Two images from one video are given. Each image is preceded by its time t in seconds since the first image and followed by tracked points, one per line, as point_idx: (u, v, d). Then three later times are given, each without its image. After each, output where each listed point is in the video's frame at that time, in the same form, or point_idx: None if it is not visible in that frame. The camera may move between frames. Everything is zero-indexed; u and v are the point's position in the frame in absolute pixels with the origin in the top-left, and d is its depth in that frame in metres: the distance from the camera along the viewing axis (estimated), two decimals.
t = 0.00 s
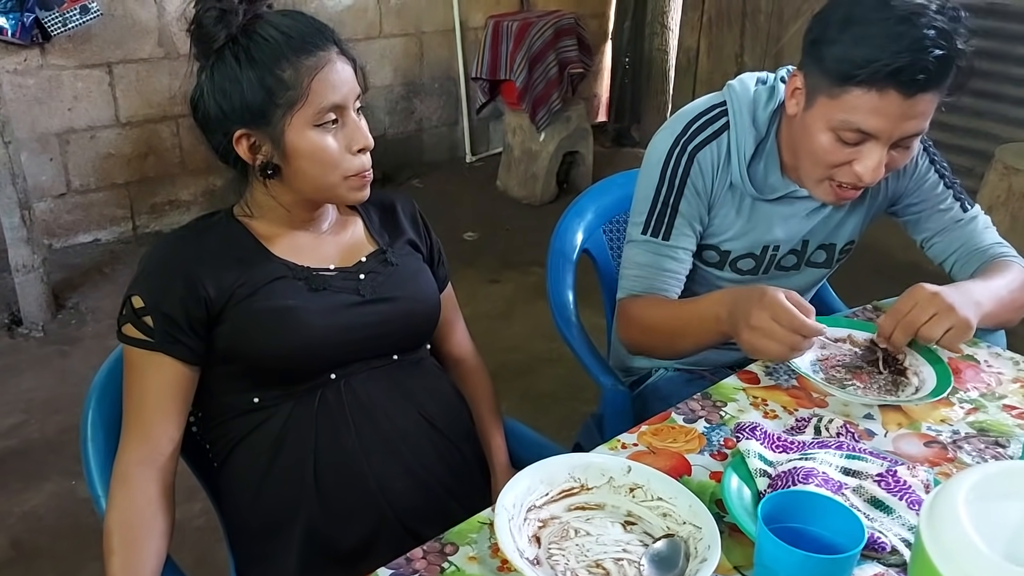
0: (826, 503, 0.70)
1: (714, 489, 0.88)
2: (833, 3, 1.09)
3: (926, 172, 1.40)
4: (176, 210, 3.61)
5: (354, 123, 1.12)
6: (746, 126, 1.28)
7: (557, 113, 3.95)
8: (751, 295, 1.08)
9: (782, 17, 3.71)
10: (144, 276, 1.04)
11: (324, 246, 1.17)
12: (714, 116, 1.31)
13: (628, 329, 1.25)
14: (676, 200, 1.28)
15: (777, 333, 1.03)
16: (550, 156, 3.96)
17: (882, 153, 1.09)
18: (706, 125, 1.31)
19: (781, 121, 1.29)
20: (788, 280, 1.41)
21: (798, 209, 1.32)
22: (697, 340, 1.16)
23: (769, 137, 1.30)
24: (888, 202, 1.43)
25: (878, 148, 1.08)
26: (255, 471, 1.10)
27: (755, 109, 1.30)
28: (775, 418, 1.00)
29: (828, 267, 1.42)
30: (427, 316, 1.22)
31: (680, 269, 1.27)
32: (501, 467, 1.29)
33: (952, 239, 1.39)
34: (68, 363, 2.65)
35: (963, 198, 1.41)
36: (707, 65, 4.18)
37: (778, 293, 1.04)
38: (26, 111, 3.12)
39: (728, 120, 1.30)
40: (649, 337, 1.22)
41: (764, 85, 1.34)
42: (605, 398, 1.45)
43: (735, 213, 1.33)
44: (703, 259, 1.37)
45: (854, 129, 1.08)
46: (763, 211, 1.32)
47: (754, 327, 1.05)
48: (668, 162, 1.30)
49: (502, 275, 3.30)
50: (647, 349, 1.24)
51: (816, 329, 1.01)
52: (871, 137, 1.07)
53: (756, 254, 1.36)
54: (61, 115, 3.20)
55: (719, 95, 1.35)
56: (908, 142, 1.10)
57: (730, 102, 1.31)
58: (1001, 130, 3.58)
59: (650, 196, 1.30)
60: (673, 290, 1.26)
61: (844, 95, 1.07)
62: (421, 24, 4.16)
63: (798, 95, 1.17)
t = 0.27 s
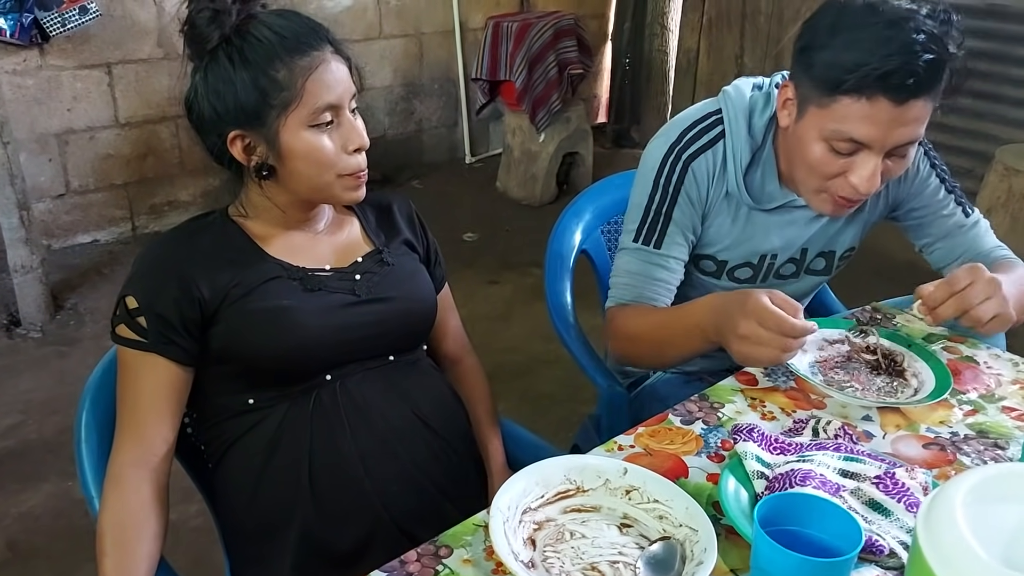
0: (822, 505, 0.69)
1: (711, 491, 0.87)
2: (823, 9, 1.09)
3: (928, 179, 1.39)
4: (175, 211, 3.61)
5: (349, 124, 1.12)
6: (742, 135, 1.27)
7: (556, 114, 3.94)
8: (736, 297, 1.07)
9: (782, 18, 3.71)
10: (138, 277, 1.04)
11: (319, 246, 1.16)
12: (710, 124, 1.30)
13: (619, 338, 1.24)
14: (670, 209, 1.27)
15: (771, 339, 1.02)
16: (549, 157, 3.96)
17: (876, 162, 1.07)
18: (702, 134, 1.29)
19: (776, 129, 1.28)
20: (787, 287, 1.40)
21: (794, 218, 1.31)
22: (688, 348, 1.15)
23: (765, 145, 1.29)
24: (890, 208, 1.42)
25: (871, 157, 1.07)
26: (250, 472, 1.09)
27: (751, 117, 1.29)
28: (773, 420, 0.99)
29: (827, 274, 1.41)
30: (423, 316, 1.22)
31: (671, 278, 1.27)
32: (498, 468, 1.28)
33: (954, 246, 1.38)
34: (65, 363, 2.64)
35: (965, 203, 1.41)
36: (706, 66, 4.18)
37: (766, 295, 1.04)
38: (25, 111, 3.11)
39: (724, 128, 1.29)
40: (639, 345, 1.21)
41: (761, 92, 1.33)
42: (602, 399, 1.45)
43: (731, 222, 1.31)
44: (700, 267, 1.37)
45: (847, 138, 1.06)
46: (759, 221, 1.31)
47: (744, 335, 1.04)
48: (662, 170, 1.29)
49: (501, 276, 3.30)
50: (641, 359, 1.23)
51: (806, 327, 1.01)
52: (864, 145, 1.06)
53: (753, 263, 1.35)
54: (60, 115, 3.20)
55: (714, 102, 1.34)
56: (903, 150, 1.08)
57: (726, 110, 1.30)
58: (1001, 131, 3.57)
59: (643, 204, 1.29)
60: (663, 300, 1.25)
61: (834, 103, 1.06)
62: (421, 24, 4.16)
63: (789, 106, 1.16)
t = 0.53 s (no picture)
0: (821, 504, 0.70)
1: (710, 490, 0.88)
2: (818, 37, 1.07)
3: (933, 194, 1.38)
4: (177, 212, 3.62)
5: (351, 126, 1.12)
6: (743, 155, 1.26)
7: (557, 116, 3.95)
8: (741, 305, 1.07)
9: (782, 20, 3.72)
10: (142, 278, 1.05)
11: (322, 246, 1.17)
12: (712, 141, 1.29)
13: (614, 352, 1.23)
14: (671, 226, 1.26)
15: (784, 344, 1.02)
16: (550, 159, 3.96)
17: (878, 193, 1.05)
18: (703, 151, 1.28)
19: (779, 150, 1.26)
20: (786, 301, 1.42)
21: (795, 238, 1.30)
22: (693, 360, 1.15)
23: (767, 164, 1.28)
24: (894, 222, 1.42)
25: (873, 188, 1.05)
26: (252, 472, 1.10)
27: (752, 136, 1.28)
28: (772, 420, 1.00)
29: (828, 287, 1.43)
30: (425, 317, 1.22)
31: (670, 296, 1.25)
32: (498, 468, 1.29)
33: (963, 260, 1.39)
34: (68, 364, 2.65)
35: (970, 213, 1.40)
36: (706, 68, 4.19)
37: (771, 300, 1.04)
38: (28, 113, 3.12)
39: (726, 146, 1.28)
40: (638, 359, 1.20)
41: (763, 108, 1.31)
42: (603, 399, 1.47)
43: (731, 240, 1.31)
44: (699, 283, 1.37)
45: (846, 168, 1.04)
46: (760, 240, 1.30)
47: (755, 345, 1.04)
48: (663, 187, 1.28)
49: (502, 277, 3.31)
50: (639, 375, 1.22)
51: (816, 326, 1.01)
52: (865, 175, 1.04)
53: (753, 281, 1.36)
54: (62, 117, 3.21)
55: (716, 117, 1.33)
56: (904, 179, 1.06)
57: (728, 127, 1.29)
58: (1000, 133, 3.57)
59: (644, 221, 1.27)
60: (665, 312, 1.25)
61: (831, 134, 1.04)
62: (422, 26, 4.17)
63: (787, 138, 1.13)
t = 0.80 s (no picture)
0: (821, 502, 0.69)
1: (709, 488, 0.87)
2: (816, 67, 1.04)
3: (946, 212, 1.35)
4: (175, 212, 3.61)
5: (350, 125, 1.12)
6: (755, 173, 1.23)
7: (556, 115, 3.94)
8: (759, 285, 1.04)
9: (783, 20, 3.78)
10: (137, 275, 1.04)
11: (318, 245, 1.16)
12: (723, 156, 1.26)
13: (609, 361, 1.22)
14: (678, 243, 1.24)
15: (815, 316, 1.00)
16: (549, 158, 3.96)
17: (892, 219, 0.99)
18: (714, 166, 1.25)
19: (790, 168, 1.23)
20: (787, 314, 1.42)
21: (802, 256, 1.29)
22: (712, 350, 1.13)
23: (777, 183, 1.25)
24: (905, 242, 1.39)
25: (886, 214, 0.99)
26: (248, 472, 1.09)
27: (764, 154, 1.25)
28: (772, 418, 1.00)
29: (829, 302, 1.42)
30: (422, 316, 1.22)
31: (673, 311, 1.24)
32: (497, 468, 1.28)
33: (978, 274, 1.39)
34: (65, 364, 2.65)
35: (981, 223, 1.38)
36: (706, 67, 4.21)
37: (789, 279, 1.00)
38: (25, 112, 3.12)
39: (737, 162, 1.25)
40: (639, 366, 1.18)
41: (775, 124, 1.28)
42: (601, 399, 1.46)
43: (735, 256, 1.31)
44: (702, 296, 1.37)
45: (859, 194, 0.99)
46: (767, 258, 1.29)
47: (786, 323, 1.02)
48: (673, 201, 1.24)
49: (501, 277, 3.30)
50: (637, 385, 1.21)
51: (842, 291, 0.99)
52: (878, 201, 0.99)
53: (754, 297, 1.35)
54: (60, 116, 3.20)
55: (727, 130, 1.30)
56: (917, 204, 1.01)
57: (739, 143, 1.26)
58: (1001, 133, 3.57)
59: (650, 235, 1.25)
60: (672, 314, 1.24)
61: (839, 161, 0.99)
62: (421, 26, 4.16)
63: (793, 167, 1.08)
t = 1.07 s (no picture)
0: (824, 498, 0.69)
1: (713, 486, 0.87)
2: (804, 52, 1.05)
3: (943, 204, 1.35)
4: (177, 212, 3.62)
5: (354, 125, 1.12)
6: (753, 160, 1.22)
7: (558, 114, 3.95)
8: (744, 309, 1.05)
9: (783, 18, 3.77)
10: (142, 274, 1.04)
11: (321, 244, 1.17)
12: (721, 144, 1.25)
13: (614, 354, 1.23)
14: (677, 233, 1.23)
15: (787, 342, 1.00)
16: (551, 158, 3.96)
17: (889, 196, 0.99)
18: (712, 155, 1.25)
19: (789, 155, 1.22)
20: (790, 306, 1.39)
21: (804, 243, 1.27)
22: (707, 355, 1.14)
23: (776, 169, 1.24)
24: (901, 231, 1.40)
25: (883, 191, 0.99)
26: (253, 470, 1.10)
27: (762, 140, 1.24)
28: (774, 417, 1.00)
29: (833, 292, 1.40)
30: (425, 315, 1.22)
31: (675, 302, 1.24)
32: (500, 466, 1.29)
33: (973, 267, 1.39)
34: (69, 363, 2.65)
35: (978, 218, 1.38)
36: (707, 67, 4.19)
37: (769, 300, 1.02)
38: (27, 112, 3.12)
39: (735, 150, 1.24)
40: (641, 359, 1.20)
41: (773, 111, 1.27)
42: (603, 398, 1.46)
43: (736, 244, 1.29)
44: (704, 287, 1.35)
45: (852, 172, 0.99)
46: (768, 246, 1.28)
47: (761, 346, 1.03)
48: (671, 191, 1.24)
49: (502, 276, 3.30)
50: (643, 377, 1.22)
51: (816, 318, 0.99)
52: (873, 178, 0.99)
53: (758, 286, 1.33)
54: (62, 117, 3.20)
55: (725, 118, 1.29)
56: (913, 180, 1.01)
57: (737, 130, 1.25)
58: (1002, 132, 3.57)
59: (649, 226, 1.25)
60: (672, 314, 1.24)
61: (831, 141, 0.99)
62: (423, 25, 4.17)
63: (788, 151, 1.08)
